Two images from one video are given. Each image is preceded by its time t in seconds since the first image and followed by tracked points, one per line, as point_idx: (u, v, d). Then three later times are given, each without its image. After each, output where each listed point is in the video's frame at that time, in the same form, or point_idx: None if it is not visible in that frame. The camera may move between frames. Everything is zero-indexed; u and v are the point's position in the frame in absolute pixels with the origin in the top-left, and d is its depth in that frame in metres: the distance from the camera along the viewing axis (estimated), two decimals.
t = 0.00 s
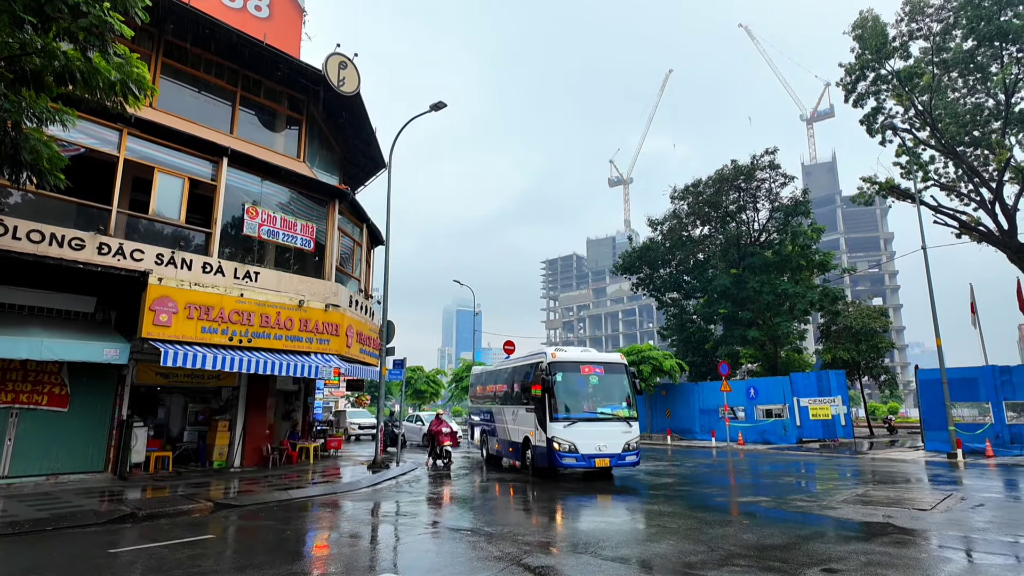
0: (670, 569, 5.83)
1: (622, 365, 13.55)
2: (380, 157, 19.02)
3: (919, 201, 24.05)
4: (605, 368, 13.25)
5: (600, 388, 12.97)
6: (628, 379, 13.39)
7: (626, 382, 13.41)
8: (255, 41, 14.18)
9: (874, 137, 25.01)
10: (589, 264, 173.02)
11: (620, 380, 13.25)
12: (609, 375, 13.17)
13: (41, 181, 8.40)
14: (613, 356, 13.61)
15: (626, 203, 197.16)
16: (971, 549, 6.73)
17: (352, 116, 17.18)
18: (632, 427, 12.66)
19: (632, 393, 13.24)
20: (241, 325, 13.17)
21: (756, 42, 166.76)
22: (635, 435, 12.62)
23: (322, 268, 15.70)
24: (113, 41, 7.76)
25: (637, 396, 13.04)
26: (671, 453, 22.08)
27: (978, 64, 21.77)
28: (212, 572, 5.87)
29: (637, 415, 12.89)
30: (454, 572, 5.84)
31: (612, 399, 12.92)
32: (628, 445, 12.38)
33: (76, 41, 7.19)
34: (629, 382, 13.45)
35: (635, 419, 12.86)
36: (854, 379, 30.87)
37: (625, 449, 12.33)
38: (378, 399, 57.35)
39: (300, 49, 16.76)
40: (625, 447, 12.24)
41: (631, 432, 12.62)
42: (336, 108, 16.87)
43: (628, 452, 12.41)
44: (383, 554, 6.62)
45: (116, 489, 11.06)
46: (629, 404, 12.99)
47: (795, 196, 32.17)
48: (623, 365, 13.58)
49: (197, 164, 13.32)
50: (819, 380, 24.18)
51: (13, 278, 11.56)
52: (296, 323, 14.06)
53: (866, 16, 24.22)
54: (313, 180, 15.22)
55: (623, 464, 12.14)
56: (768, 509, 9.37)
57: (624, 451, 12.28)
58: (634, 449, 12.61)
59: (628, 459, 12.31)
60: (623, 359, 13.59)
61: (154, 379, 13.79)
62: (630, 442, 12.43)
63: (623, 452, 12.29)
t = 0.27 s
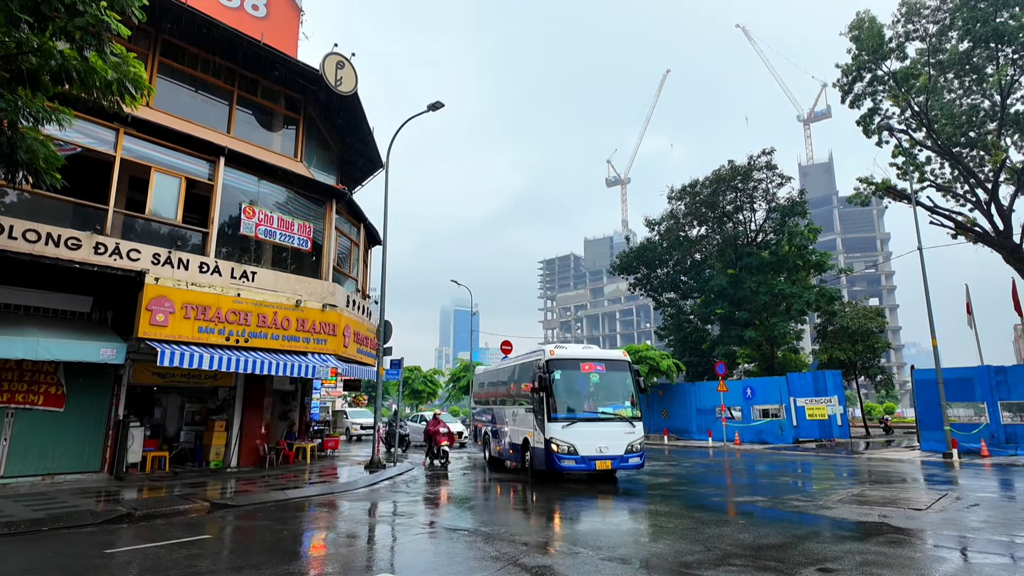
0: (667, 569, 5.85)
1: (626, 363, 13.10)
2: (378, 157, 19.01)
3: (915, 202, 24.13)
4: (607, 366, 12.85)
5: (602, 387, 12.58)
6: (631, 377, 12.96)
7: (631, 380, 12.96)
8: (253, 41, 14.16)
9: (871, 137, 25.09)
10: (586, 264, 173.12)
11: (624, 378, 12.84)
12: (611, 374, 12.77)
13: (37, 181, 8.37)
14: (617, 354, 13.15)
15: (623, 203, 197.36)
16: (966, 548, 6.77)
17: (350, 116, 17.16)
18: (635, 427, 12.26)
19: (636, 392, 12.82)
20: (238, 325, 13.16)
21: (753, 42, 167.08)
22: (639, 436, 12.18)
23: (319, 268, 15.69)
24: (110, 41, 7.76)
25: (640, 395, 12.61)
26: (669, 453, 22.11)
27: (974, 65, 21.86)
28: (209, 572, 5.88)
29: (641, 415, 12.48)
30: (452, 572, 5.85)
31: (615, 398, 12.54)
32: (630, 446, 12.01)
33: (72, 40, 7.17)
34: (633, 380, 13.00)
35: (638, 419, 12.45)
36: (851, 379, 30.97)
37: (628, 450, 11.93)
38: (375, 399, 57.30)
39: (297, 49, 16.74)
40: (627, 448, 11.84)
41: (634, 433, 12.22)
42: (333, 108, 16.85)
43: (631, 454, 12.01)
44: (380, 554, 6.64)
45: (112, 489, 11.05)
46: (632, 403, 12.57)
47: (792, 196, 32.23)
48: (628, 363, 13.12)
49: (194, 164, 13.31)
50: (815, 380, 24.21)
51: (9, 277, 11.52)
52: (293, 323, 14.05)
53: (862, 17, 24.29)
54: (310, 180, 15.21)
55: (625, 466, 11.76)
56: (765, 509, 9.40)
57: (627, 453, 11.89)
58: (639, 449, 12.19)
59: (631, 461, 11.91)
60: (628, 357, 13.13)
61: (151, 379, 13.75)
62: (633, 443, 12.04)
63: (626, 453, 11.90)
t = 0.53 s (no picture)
0: (662, 568, 5.87)
1: (626, 359, 12.77)
2: (374, 156, 18.99)
3: (910, 202, 24.24)
4: (606, 362, 12.57)
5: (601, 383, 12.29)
6: (632, 373, 12.66)
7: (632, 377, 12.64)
8: (248, 40, 14.14)
9: (866, 138, 25.19)
10: (583, 264, 173.31)
11: (624, 375, 12.55)
12: (611, 370, 12.49)
13: (31, 180, 8.34)
14: (617, 350, 12.81)
15: (620, 203, 197.65)
16: (959, 547, 6.81)
17: (346, 115, 17.14)
18: (635, 427, 11.97)
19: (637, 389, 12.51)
20: (234, 325, 13.13)
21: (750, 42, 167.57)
22: (639, 437, 11.89)
23: (315, 267, 15.67)
24: (105, 40, 7.74)
25: (639, 393, 12.31)
26: (665, 452, 22.15)
27: (968, 67, 21.98)
28: (204, 572, 5.87)
29: (642, 414, 12.20)
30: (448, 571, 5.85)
31: (615, 395, 12.26)
32: (631, 447, 11.75)
33: (67, 39, 7.15)
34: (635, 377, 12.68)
35: (640, 418, 12.15)
36: (846, 379, 31.09)
37: (628, 452, 11.67)
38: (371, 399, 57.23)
39: (293, 48, 16.71)
40: (626, 450, 11.58)
41: (635, 434, 11.93)
42: (329, 107, 16.83)
43: (632, 456, 11.76)
44: (375, 554, 6.64)
45: (107, 489, 11.02)
46: (633, 401, 12.29)
47: (787, 197, 32.33)
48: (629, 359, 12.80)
49: (189, 163, 13.27)
50: (810, 380, 24.26)
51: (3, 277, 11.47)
52: (289, 323, 14.03)
53: (858, 18, 24.39)
54: (306, 179, 15.19)
55: (624, 469, 11.50)
56: (760, 509, 9.43)
57: (627, 455, 11.63)
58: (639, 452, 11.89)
59: (631, 463, 11.65)
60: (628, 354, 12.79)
61: (145, 379, 13.71)
62: (633, 444, 11.76)
63: (625, 455, 11.64)
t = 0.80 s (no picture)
0: (657, 567, 5.89)
1: (625, 357, 12.38)
2: (370, 155, 18.96)
3: (904, 203, 24.36)
4: (603, 359, 12.21)
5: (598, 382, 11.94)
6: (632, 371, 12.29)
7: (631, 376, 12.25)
8: (243, 38, 14.08)
9: (861, 139, 25.31)
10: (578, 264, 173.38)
11: (623, 372, 12.19)
12: (609, 368, 12.14)
13: (24, 178, 8.29)
14: (615, 347, 12.42)
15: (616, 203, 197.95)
16: (952, 546, 6.86)
17: (342, 114, 17.10)
18: (633, 428, 11.65)
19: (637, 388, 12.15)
20: (229, 324, 13.09)
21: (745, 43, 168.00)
22: (635, 440, 11.60)
23: (310, 267, 15.64)
24: (99, 38, 7.70)
25: (637, 394, 12.00)
26: (660, 452, 22.22)
27: (962, 68, 22.09)
28: (198, 573, 5.85)
29: (640, 414, 11.86)
30: (443, 571, 5.86)
31: (612, 394, 11.93)
32: (628, 449, 11.45)
33: (62, 37, 7.13)
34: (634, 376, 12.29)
35: (638, 419, 11.81)
36: (840, 379, 31.24)
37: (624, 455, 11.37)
38: (367, 399, 57.13)
39: (288, 47, 16.67)
40: (622, 454, 11.30)
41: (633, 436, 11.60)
42: (325, 106, 16.79)
43: (629, 459, 11.46)
44: (370, 554, 6.62)
45: (101, 489, 10.97)
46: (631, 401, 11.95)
47: (782, 197, 32.43)
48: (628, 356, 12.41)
49: (184, 162, 13.23)
50: (805, 380, 24.53)
51: None
52: (284, 322, 14.00)
53: (853, 19, 24.48)
54: (302, 178, 15.16)
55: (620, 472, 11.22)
56: (754, 508, 9.47)
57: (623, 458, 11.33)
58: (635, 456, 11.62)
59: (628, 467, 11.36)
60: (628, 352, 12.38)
61: (140, 378, 13.66)
62: (630, 447, 11.45)
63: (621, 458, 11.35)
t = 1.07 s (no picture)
0: (652, 567, 5.89)
1: (623, 353, 11.50)
2: (365, 154, 18.92)
3: (898, 203, 24.48)
4: (598, 355, 11.32)
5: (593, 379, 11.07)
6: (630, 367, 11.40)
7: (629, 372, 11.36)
8: (239, 36, 14.02)
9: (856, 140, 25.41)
10: (574, 263, 173.52)
11: (620, 369, 11.31)
12: (604, 364, 11.25)
13: (17, 175, 8.24)
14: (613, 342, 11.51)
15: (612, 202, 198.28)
16: (945, 545, 6.89)
17: (337, 112, 17.05)
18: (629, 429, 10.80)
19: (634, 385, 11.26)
20: (223, 322, 13.04)
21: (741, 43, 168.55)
22: (631, 441, 10.74)
23: (305, 266, 15.60)
24: (93, 35, 7.66)
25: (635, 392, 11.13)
26: (656, 451, 22.27)
27: (956, 69, 22.21)
28: (192, 572, 5.82)
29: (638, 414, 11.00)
30: (438, 570, 5.84)
31: (608, 392, 11.05)
32: (622, 452, 10.62)
33: (55, 34, 7.09)
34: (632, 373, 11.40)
35: (635, 419, 10.95)
36: (835, 378, 31.39)
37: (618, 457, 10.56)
38: (362, 398, 57.05)
39: (284, 45, 16.61)
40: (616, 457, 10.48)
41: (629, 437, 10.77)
42: (321, 104, 16.74)
43: (624, 461, 10.66)
44: (365, 554, 6.59)
45: (94, 488, 10.91)
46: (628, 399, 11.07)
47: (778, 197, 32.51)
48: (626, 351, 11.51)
49: (178, 160, 13.17)
50: (799, 379, 24.49)
51: None
52: (279, 321, 13.96)
53: (848, 20, 24.57)
54: (297, 177, 15.12)
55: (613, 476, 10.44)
56: (749, 507, 9.50)
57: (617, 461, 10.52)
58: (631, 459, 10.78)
59: (623, 470, 10.54)
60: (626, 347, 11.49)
61: (134, 377, 13.60)
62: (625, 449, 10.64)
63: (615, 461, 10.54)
